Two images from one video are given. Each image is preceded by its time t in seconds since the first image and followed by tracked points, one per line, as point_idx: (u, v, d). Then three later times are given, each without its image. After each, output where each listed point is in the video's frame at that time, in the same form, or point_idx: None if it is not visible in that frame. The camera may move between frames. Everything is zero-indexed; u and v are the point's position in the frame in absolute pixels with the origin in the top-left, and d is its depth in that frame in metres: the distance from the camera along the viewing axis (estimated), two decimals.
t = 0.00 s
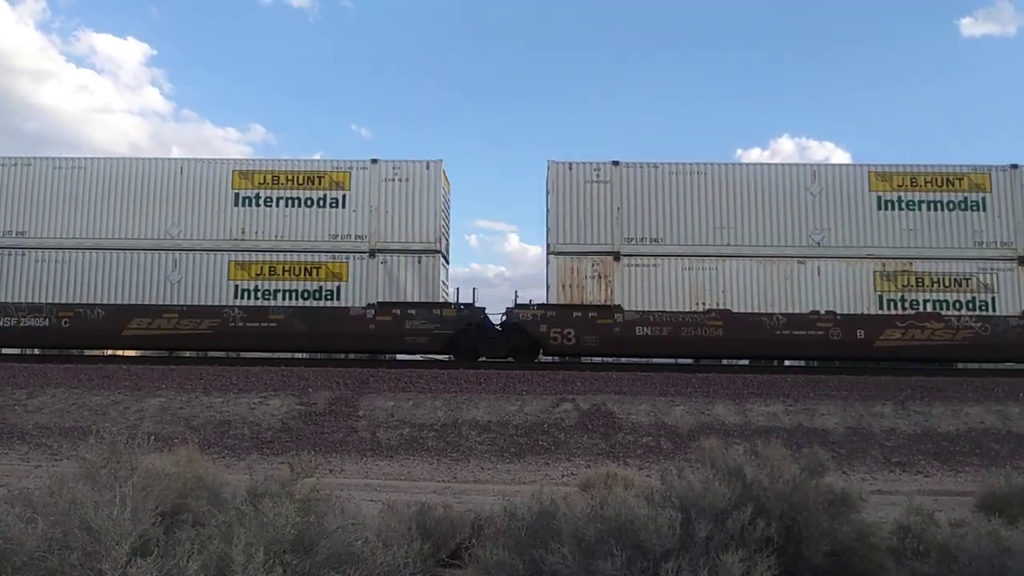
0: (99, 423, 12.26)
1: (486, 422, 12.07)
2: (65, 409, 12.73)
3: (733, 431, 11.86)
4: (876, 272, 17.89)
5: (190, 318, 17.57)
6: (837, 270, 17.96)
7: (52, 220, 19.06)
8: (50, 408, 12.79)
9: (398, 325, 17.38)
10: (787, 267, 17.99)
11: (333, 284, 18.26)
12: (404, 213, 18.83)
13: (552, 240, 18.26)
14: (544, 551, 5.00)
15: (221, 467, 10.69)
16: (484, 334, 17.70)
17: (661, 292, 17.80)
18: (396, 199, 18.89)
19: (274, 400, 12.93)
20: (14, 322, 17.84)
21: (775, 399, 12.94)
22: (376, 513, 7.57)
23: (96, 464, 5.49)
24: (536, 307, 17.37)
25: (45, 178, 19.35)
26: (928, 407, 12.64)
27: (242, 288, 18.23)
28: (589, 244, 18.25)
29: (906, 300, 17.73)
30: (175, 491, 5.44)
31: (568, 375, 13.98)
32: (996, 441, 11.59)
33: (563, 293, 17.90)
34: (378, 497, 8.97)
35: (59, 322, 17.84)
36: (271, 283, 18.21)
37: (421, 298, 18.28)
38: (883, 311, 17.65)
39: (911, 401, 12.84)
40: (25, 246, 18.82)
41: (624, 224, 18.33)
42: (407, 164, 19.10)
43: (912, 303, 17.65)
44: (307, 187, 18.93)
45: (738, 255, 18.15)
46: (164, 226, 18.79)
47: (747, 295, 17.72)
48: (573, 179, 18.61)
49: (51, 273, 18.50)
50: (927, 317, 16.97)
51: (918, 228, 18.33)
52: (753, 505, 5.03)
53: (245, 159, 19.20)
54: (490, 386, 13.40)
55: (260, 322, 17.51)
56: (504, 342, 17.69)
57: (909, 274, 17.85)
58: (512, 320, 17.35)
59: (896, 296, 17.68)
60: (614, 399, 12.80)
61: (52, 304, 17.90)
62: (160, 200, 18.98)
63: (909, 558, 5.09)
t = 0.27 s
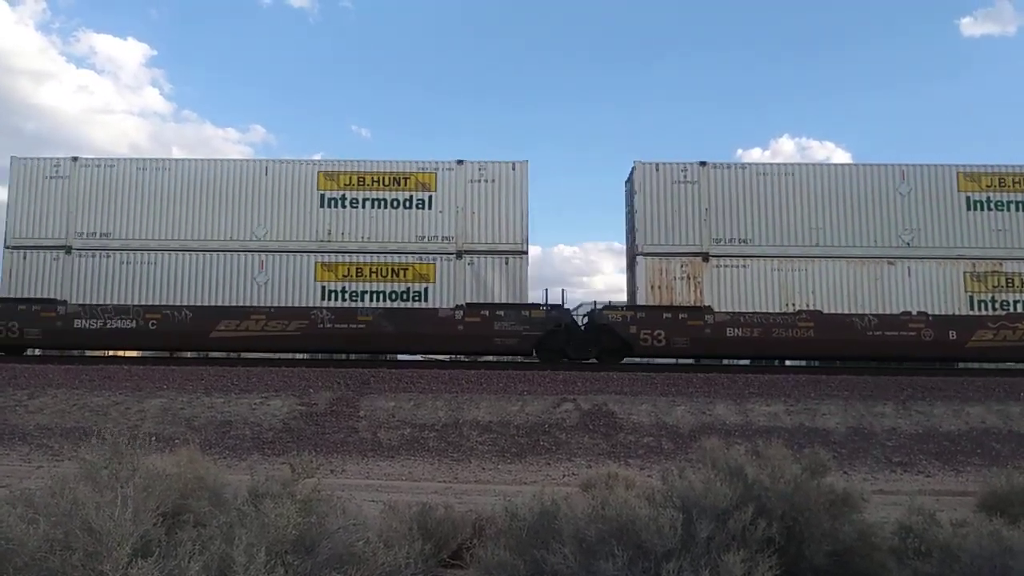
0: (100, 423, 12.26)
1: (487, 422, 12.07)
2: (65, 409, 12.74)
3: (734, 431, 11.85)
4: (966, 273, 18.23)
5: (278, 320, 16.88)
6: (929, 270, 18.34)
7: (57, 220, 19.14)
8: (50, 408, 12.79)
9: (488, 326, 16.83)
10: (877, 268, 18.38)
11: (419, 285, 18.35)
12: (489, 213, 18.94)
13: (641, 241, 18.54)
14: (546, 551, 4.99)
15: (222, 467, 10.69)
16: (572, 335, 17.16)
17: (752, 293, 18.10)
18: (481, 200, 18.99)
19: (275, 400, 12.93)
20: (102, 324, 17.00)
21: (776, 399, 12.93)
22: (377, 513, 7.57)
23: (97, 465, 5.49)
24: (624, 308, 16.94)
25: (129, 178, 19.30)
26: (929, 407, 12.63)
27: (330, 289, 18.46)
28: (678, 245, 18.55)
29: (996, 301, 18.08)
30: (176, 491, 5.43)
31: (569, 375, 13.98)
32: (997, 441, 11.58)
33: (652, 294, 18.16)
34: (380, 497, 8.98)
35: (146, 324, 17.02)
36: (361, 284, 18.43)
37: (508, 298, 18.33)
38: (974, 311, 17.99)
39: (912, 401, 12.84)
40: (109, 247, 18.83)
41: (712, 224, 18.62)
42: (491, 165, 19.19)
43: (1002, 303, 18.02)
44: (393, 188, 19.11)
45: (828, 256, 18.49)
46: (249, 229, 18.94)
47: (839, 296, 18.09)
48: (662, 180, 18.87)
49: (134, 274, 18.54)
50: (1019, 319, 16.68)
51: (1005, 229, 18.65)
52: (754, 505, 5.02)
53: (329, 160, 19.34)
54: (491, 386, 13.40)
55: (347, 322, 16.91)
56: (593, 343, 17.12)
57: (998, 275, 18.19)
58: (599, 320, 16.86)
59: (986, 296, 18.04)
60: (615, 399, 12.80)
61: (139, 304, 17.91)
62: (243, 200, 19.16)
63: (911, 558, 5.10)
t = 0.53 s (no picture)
0: (99, 421, 12.26)
1: (488, 420, 12.07)
2: (65, 407, 12.73)
3: (735, 429, 11.86)
4: None
5: (365, 318, 16.81)
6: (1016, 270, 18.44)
7: (111, 220, 19.07)
8: (51, 406, 12.79)
9: (577, 326, 16.73)
10: (968, 267, 18.44)
11: (507, 284, 18.34)
12: (574, 212, 18.91)
13: (729, 239, 18.63)
14: (546, 549, 4.98)
15: (223, 465, 10.68)
16: (660, 334, 17.17)
17: (842, 292, 18.26)
18: (570, 199, 18.95)
19: (275, 398, 12.93)
20: (188, 322, 16.99)
21: (777, 397, 12.94)
22: (376, 511, 7.57)
23: (96, 464, 5.48)
24: (713, 308, 16.85)
25: (214, 177, 19.25)
26: (929, 405, 12.63)
27: (418, 288, 18.31)
28: (766, 244, 18.63)
29: None
30: (176, 489, 5.44)
31: (569, 373, 13.98)
32: (997, 439, 11.59)
33: (741, 293, 18.24)
34: (380, 495, 8.98)
35: (232, 323, 17.01)
36: (447, 283, 18.24)
37: (596, 298, 18.34)
38: None
39: (912, 399, 12.84)
40: (194, 246, 18.74)
41: (800, 223, 18.69)
42: (578, 163, 19.14)
43: None
44: (479, 187, 19.05)
45: (920, 255, 18.57)
46: (338, 229, 18.85)
47: (930, 295, 18.19)
48: (747, 179, 18.96)
49: (218, 274, 18.44)
50: None
51: None
52: (754, 503, 5.03)
53: (415, 158, 19.27)
54: (491, 384, 13.40)
55: (437, 322, 16.81)
56: (682, 342, 17.13)
57: None
58: (689, 320, 16.81)
59: None
60: (615, 398, 12.81)
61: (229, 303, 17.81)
62: (325, 199, 19.09)
63: (911, 557, 5.11)
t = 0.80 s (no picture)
0: (105, 424, 12.30)
1: (492, 424, 12.07)
2: (70, 411, 12.76)
3: (740, 432, 11.84)
4: None
5: (458, 322, 16.79)
6: None
7: (200, 226, 19.13)
8: (56, 410, 12.83)
9: (671, 330, 16.71)
10: None
11: (598, 288, 18.16)
12: (666, 215, 18.87)
13: (822, 243, 18.79)
14: (551, 552, 4.98)
15: (227, 469, 10.70)
16: (752, 339, 17.28)
17: (937, 295, 18.36)
18: (660, 203, 18.93)
19: (280, 402, 12.95)
20: (280, 326, 16.98)
21: (782, 400, 12.91)
22: (382, 514, 7.58)
23: (103, 467, 5.52)
24: (809, 311, 16.80)
25: (304, 182, 19.34)
26: (935, 408, 12.60)
27: (508, 293, 18.16)
28: (860, 248, 18.78)
29: None
30: (182, 492, 5.46)
31: (574, 376, 13.98)
32: (1004, 442, 11.54)
33: (836, 297, 18.35)
34: (385, 498, 8.99)
35: (325, 327, 17.00)
36: (538, 288, 18.15)
37: (688, 301, 18.18)
38: None
39: (918, 403, 12.80)
40: (284, 251, 18.85)
41: (894, 228, 18.87)
42: (668, 167, 19.17)
43: None
44: (569, 191, 18.98)
45: (1009, 258, 18.74)
46: (428, 233, 18.86)
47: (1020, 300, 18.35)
48: (841, 182, 19.15)
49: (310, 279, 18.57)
50: None
51: None
52: (760, 507, 5.02)
53: (504, 163, 19.30)
54: (496, 388, 13.40)
55: (529, 326, 16.84)
56: (774, 346, 17.26)
57: None
58: (785, 325, 16.75)
59: None
60: (620, 401, 12.80)
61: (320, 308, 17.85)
62: (423, 203, 19.11)
63: (917, 560, 5.09)
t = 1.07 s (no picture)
0: (103, 426, 12.27)
1: (490, 425, 12.07)
2: (67, 412, 12.74)
3: (738, 433, 11.84)
4: None
5: (546, 325, 16.78)
6: None
7: (283, 227, 19.05)
8: (54, 411, 12.81)
9: (760, 332, 16.69)
10: None
11: (685, 290, 18.19)
12: (752, 216, 18.90)
13: (909, 245, 18.92)
14: (549, 553, 4.97)
15: (225, 470, 10.68)
16: (840, 342, 17.18)
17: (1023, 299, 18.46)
18: (747, 205, 18.96)
19: (278, 403, 12.93)
20: (366, 329, 16.93)
21: (780, 401, 12.91)
22: (380, 515, 7.57)
23: (100, 469, 5.50)
24: (897, 314, 16.82)
25: (385, 183, 19.28)
26: (932, 409, 12.61)
27: (594, 295, 18.20)
28: (946, 251, 18.88)
29: None
30: (180, 494, 5.45)
31: (572, 378, 13.97)
32: (1001, 444, 11.56)
33: (922, 299, 18.43)
34: (383, 500, 8.98)
35: (411, 330, 16.90)
36: (624, 290, 18.15)
37: (775, 304, 18.25)
38: None
39: (916, 404, 12.81)
40: (369, 252, 18.79)
41: (979, 232, 18.94)
42: (754, 169, 19.23)
43: None
44: (654, 193, 19.06)
45: None
46: (512, 235, 18.91)
47: None
48: (928, 184, 19.26)
49: (394, 280, 18.44)
50: None
51: None
52: (758, 508, 5.03)
53: (590, 165, 19.32)
54: (494, 389, 13.40)
55: (617, 328, 16.75)
56: (863, 350, 17.19)
57: None
58: (874, 327, 16.77)
59: None
60: (618, 402, 12.80)
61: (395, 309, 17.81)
62: (508, 205, 19.11)
63: (914, 561, 5.10)
